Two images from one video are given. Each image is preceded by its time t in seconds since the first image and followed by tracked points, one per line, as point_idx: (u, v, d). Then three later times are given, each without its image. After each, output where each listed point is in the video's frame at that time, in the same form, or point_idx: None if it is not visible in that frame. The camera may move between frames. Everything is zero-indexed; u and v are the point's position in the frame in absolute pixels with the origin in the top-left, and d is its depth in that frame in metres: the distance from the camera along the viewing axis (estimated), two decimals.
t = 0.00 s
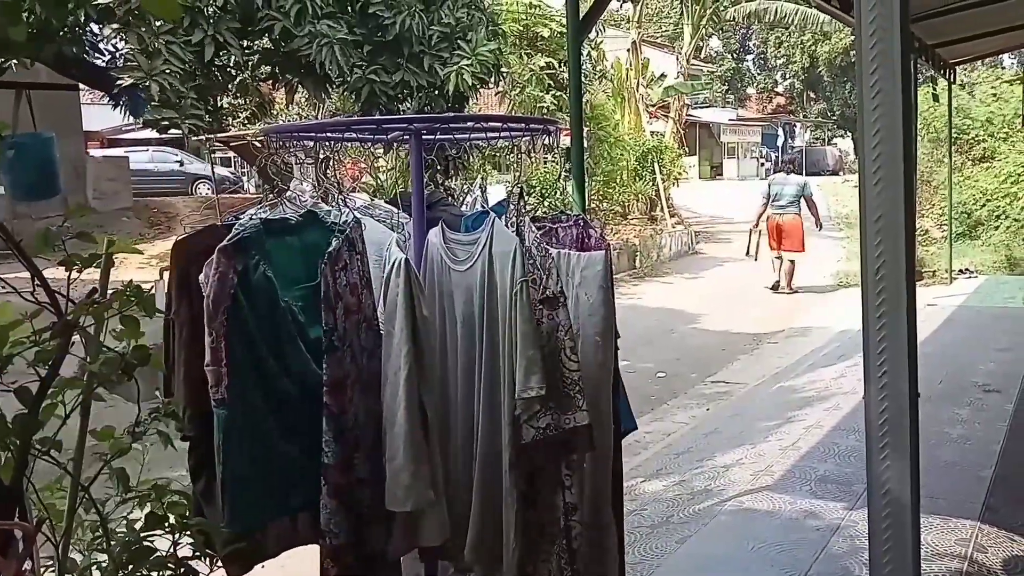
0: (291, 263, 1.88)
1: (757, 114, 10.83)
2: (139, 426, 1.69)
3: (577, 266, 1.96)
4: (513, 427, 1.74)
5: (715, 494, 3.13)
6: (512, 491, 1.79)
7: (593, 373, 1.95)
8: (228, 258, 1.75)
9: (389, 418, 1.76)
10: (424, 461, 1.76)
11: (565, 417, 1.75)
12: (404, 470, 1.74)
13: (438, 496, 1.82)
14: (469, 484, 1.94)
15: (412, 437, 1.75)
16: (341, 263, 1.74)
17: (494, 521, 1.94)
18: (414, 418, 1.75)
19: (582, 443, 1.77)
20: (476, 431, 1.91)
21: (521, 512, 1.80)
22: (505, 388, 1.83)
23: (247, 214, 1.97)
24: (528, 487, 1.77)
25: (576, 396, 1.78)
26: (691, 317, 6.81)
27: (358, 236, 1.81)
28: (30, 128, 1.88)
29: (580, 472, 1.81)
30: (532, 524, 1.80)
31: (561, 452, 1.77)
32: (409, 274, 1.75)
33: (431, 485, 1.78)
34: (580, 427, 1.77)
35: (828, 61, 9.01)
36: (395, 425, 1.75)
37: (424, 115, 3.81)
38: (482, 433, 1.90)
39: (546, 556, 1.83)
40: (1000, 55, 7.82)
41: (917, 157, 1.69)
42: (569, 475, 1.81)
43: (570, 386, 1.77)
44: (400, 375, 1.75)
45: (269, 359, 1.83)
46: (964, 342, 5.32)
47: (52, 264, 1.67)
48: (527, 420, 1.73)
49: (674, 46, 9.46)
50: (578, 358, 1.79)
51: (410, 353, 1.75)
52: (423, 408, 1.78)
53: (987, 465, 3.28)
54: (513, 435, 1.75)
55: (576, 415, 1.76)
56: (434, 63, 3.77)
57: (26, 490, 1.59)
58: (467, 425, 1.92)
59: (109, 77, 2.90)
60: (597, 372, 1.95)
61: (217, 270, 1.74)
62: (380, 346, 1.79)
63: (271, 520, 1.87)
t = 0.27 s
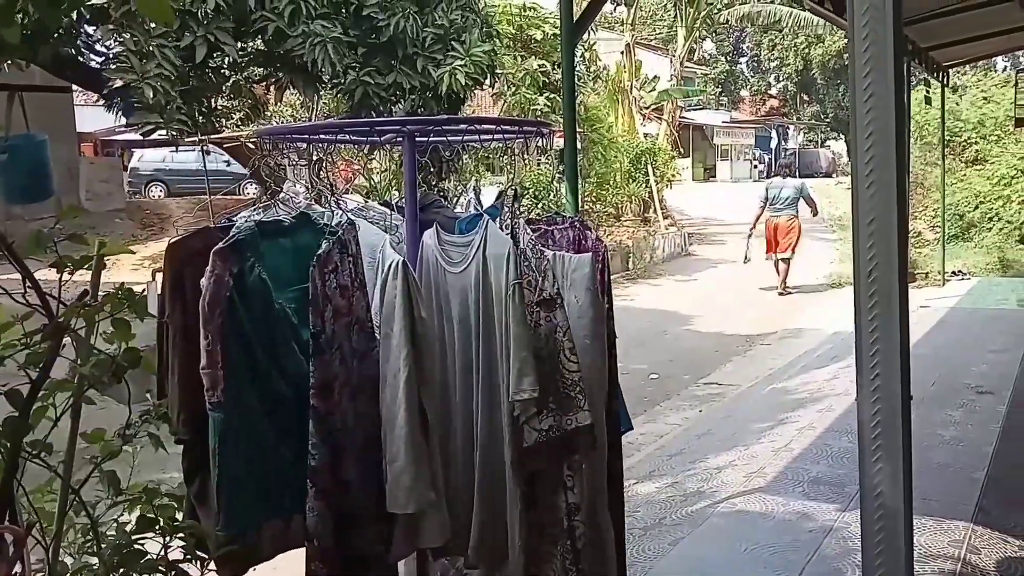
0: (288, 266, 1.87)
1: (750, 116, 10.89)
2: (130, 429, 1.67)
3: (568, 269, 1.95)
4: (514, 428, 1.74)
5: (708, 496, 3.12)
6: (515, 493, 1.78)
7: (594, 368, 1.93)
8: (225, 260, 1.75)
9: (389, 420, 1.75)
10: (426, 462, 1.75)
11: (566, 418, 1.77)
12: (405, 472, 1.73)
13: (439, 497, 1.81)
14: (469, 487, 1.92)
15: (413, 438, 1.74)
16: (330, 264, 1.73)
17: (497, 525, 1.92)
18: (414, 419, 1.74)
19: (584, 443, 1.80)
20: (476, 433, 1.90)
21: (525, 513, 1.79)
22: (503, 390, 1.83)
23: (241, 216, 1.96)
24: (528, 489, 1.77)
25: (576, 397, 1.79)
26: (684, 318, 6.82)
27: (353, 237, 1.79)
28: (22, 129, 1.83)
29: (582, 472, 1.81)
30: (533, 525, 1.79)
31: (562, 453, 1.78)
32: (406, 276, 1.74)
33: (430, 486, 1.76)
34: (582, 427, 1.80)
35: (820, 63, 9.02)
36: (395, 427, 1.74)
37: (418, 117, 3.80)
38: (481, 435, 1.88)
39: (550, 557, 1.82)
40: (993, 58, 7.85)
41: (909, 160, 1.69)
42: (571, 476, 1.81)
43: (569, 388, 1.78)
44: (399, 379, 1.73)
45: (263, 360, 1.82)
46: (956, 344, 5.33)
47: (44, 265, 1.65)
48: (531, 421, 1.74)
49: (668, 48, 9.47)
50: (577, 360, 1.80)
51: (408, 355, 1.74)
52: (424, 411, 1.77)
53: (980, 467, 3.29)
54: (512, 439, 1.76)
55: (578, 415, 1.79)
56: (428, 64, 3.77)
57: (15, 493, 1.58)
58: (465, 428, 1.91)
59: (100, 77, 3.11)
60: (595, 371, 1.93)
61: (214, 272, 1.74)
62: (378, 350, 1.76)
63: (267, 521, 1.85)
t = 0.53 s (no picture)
0: (278, 268, 1.84)
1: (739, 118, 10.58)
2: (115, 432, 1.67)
3: (558, 273, 1.90)
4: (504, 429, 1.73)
5: (695, 498, 3.12)
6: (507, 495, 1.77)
7: (577, 363, 1.92)
8: (211, 262, 1.72)
9: (383, 422, 1.72)
10: (422, 463, 1.72)
11: (553, 421, 1.74)
12: (402, 474, 1.70)
13: (437, 497, 1.79)
14: (463, 488, 1.90)
15: (409, 439, 1.70)
16: (316, 266, 1.71)
17: (493, 524, 1.89)
18: (411, 420, 1.71)
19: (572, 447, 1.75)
20: (470, 433, 1.87)
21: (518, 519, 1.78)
22: (494, 391, 1.83)
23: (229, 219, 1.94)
24: (522, 493, 1.76)
25: (564, 400, 1.75)
26: (673, 320, 6.82)
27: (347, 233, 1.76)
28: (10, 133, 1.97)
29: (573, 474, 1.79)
30: (524, 529, 1.78)
31: (550, 458, 1.75)
32: (399, 277, 1.72)
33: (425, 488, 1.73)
34: (569, 430, 1.76)
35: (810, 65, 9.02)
36: (390, 429, 1.71)
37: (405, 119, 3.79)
38: (475, 436, 1.87)
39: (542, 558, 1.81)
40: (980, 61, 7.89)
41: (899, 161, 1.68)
42: (562, 478, 1.80)
43: (554, 391, 1.75)
44: (394, 379, 1.70)
45: (249, 361, 1.79)
46: (944, 346, 5.35)
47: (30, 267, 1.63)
48: (518, 424, 1.72)
49: (657, 51, 9.48)
50: (564, 362, 1.76)
51: (402, 356, 1.71)
52: (419, 412, 1.74)
53: (968, 468, 3.29)
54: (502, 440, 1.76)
55: (565, 419, 1.75)
56: (416, 67, 3.77)
57: None
58: (462, 429, 1.88)
59: (85, 81, 3.10)
60: (586, 370, 1.93)
61: (200, 274, 1.71)
62: (372, 354, 1.73)
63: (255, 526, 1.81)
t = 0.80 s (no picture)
0: (261, 271, 1.81)
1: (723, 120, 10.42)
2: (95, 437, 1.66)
3: (557, 270, 1.90)
4: (488, 432, 1.72)
5: (680, 500, 3.12)
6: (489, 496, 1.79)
7: (573, 363, 1.91)
8: (191, 265, 1.72)
9: (371, 422, 1.70)
10: (411, 466, 1.70)
11: (537, 423, 1.72)
12: (390, 477, 1.68)
13: (425, 499, 1.77)
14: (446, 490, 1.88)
15: (398, 441, 1.68)
16: (299, 267, 1.70)
17: (473, 522, 1.89)
18: (399, 422, 1.69)
19: (556, 449, 1.72)
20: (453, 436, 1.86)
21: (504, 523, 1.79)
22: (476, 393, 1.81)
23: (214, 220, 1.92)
24: (504, 496, 1.76)
25: (549, 402, 1.73)
26: (658, 322, 6.84)
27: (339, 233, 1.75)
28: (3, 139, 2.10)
29: (556, 478, 1.77)
30: (509, 532, 1.78)
31: (532, 460, 1.73)
32: (387, 278, 1.70)
33: (412, 491, 1.69)
34: (554, 433, 1.73)
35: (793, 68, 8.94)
36: (379, 431, 1.69)
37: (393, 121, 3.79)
38: (455, 437, 1.86)
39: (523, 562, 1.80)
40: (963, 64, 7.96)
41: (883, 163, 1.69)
42: (544, 482, 1.78)
43: (540, 394, 1.73)
44: (382, 381, 1.68)
45: (230, 363, 1.76)
46: (927, 346, 5.40)
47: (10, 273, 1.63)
48: (502, 427, 1.70)
49: (643, 53, 9.51)
50: (549, 365, 1.75)
51: (391, 357, 1.69)
52: (407, 414, 1.72)
53: (950, 468, 3.32)
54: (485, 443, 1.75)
55: (549, 421, 1.72)
56: (403, 70, 3.77)
57: None
58: (445, 431, 1.87)
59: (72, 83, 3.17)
60: (589, 369, 1.91)
61: (180, 277, 1.71)
62: (359, 357, 1.71)
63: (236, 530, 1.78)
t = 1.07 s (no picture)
0: (241, 274, 1.80)
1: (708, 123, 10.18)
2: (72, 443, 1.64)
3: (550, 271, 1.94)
4: (473, 436, 1.70)
5: (665, 502, 3.13)
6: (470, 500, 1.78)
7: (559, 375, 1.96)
8: (164, 268, 1.70)
9: (349, 427, 1.68)
10: (388, 473, 1.68)
11: (524, 426, 1.74)
12: (367, 483, 1.66)
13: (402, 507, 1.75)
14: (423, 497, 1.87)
15: (375, 447, 1.66)
16: (279, 270, 1.69)
17: (447, 526, 1.87)
18: (377, 429, 1.66)
19: (542, 451, 1.75)
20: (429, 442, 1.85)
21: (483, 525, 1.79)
22: (456, 397, 1.80)
23: (192, 223, 1.91)
24: (486, 501, 1.77)
25: (535, 404, 1.76)
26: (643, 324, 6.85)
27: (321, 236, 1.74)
28: None
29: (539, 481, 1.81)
30: (489, 537, 1.80)
31: (518, 464, 1.74)
32: (366, 280, 1.66)
33: (388, 498, 1.67)
34: (540, 434, 1.75)
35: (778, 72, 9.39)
36: (356, 438, 1.67)
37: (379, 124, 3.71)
38: (433, 441, 1.84)
39: (506, 565, 1.82)
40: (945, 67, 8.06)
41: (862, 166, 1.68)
42: (528, 484, 1.81)
43: (528, 396, 1.75)
44: (361, 386, 1.66)
45: (204, 368, 1.76)
46: (909, 347, 5.45)
47: None
48: (489, 430, 1.70)
49: (629, 56, 9.54)
50: (534, 368, 1.78)
51: (369, 362, 1.66)
52: (386, 420, 1.68)
53: (931, 468, 3.35)
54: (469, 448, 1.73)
55: (535, 424, 1.74)
56: (389, 72, 3.76)
57: None
58: (420, 436, 1.85)
59: (58, 84, 3.14)
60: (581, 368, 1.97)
61: (152, 281, 1.69)
62: (338, 361, 1.71)
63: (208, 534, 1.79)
